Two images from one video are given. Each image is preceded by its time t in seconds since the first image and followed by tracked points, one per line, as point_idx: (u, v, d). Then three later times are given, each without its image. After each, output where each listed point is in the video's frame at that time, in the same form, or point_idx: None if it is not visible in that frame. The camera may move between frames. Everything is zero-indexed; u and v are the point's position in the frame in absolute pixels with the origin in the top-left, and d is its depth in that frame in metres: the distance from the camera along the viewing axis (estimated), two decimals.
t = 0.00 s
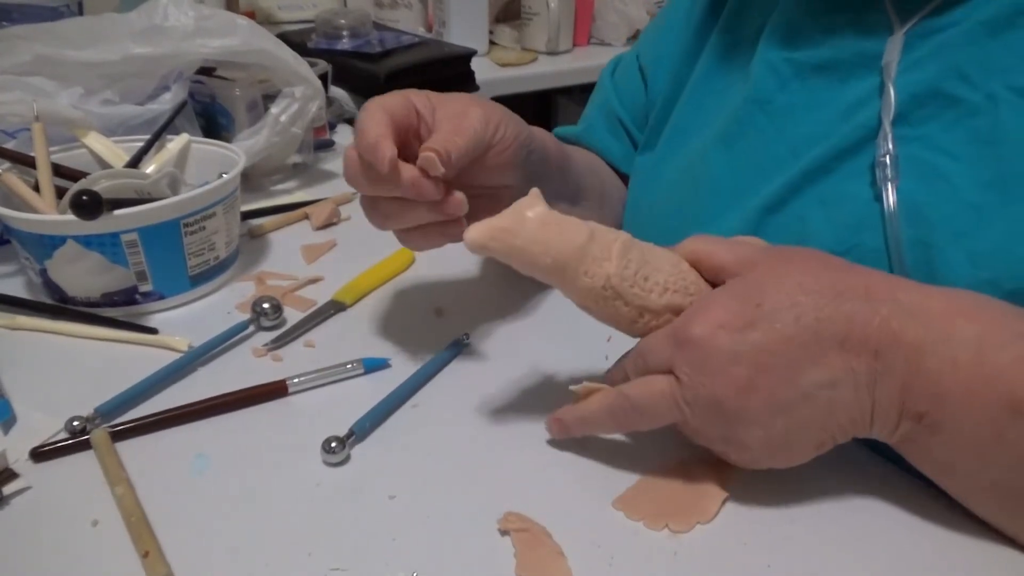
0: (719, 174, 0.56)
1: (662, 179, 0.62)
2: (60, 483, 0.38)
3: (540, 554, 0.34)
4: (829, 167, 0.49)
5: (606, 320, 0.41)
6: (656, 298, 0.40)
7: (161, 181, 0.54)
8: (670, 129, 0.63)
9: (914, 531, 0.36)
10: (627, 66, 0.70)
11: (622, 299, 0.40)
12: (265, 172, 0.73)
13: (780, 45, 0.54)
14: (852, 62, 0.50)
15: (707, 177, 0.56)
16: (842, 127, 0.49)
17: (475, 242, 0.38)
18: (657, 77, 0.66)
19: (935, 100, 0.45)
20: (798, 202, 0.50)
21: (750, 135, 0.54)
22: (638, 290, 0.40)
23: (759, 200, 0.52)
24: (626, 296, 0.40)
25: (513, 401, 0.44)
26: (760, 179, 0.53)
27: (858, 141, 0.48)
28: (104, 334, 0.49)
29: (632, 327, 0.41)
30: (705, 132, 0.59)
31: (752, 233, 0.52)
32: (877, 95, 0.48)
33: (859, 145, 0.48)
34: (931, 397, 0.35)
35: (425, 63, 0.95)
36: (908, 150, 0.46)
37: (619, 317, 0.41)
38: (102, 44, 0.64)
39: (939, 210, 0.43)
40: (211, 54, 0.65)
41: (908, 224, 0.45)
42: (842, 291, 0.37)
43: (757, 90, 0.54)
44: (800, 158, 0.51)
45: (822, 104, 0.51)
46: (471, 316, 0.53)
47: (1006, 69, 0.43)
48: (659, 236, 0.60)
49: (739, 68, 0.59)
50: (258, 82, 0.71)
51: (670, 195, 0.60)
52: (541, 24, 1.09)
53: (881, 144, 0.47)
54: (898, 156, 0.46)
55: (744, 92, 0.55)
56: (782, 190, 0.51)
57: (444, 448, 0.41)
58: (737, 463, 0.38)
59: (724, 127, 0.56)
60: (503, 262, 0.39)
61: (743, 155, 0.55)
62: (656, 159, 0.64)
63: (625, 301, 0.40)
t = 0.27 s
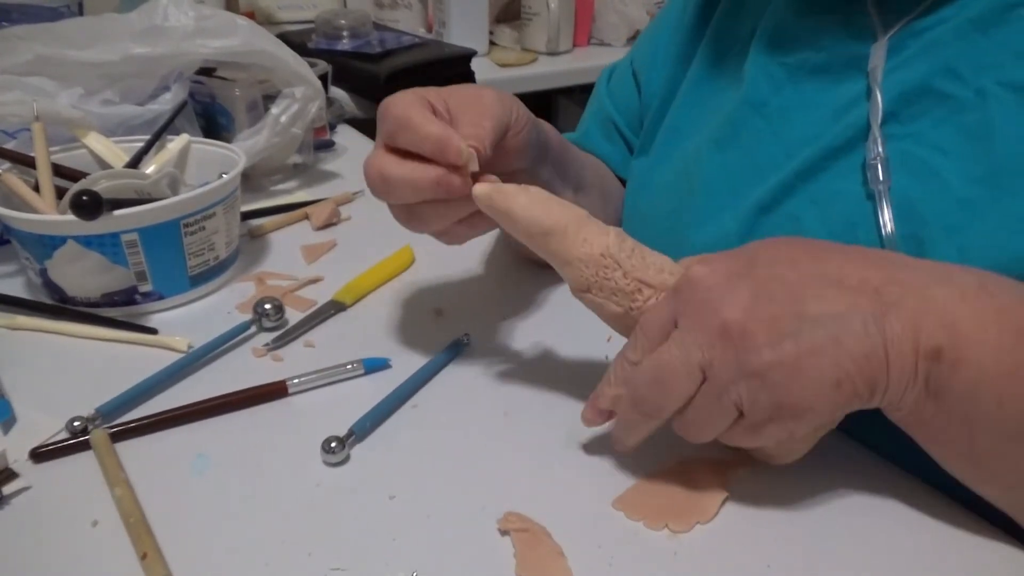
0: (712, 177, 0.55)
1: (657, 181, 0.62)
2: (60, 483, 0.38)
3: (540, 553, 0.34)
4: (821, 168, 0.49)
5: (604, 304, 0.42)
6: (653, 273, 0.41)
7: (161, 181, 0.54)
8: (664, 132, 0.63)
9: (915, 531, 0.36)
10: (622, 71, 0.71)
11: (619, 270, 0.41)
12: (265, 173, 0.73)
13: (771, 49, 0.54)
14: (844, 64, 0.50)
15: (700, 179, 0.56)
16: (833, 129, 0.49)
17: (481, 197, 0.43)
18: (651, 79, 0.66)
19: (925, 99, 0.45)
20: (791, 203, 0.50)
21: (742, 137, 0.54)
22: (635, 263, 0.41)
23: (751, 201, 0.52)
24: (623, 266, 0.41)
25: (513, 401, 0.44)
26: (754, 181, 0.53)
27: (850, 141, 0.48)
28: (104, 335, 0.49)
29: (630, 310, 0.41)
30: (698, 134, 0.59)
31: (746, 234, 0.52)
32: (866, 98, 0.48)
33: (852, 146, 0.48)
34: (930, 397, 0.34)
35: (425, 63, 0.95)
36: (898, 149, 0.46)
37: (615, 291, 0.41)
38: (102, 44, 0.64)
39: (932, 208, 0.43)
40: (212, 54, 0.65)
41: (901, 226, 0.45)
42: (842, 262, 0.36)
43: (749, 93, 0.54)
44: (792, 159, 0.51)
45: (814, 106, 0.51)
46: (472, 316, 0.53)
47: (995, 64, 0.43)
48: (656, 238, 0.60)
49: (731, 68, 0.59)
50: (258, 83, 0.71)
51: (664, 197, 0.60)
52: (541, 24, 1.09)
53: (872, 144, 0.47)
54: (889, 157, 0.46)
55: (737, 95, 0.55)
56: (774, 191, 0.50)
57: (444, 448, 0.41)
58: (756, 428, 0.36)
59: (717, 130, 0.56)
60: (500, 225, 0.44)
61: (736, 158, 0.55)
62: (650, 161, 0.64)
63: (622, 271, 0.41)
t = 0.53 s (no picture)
0: (709, 176, 0.55)
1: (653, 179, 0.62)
2: (60, 483, 0.38)
3: (540, 553, 0.34)
4: (817, 167, 0.49)
5: (598, 302, 0.42)
6: (645, 271, 0.41)
7: (161, 180, 0.54)
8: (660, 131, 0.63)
9: (914, 531, 0.36)
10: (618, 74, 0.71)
11: (611, 267, 0.41)
12: (265, 173, 0.73)
13: (766, 48, 0.55)
14: (839, 64, 0.50)
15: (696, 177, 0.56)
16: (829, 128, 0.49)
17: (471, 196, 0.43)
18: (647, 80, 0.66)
19: (920, 98, 0.46)
20: (787, 201, 0.50)
21: (738, 136, 0.54)
22: (626, 260, 0.41)
23: (747, 200, 0.52)
24: (613, 263, 0.41)
25: (514, 401, 0.44)
26: (749, 181, 0.53)
27: (845, 140, 0.48)
28: (104, 335, 0.49)
29: (623, 308, 0.41)
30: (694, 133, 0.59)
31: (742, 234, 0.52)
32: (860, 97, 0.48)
33: (847, 144, 0.48)
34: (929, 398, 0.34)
35: (425, 63, 0.95)
36: (893, 146, 0.46)
37: (608, 288, 0.41)
38: (102, 44, 0.64)
39: (927, 204, 0.43)
40: (211, 54, 0.65)
41: (896, 221, 0.44)
42: (841, 255, 0.36)
43: (744, 93, 0.54)
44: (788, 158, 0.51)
45: (809, 106, 0.51)
46: (472, 317, 0.53)
47: (989, 61, 0.43)
48: (652, 238, 0.60)
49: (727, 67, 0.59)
50: (258, 82, 0.71)
51: (660, 195, 0.60)
52: (541, 24, 1.09)
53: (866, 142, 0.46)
54: (884, 155, 0.46)
55: (732, 95, 0.55)
56: (769, 190, 0.50)
57: (444, 448, 0.40)
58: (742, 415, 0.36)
59: (712, 128, 0.56)
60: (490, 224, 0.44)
61: (731, 157, 0.55)
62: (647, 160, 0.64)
63: (614, 268, 0.41)
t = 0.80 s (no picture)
0: (706, 178, 0.55)
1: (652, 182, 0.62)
2: (60, 483, 0.38)
3: (540, 553, 0.34)
4: (815, 170, 0.49)
5: (596, 300, 0.42)
6: (644, 269, 0.41)
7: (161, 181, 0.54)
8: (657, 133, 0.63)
9: (914, 531, 0.36)
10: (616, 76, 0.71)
11: (610, 265, 0.41)
12: (264, 172, 0.73)
13: (763, 52, 0.55)
14: (836, 68, 0.50)
15: (693, 180, 0.56)
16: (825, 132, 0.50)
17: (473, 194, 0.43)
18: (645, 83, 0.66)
19: (916, 102, 0.46)
20: (785, 204, 0.50)
21: (736, 139, 0.55)
22: (625, 258, 0.41)
23: (745, 203, 0.52)
24: (613, 261, 0.41)
25: (514, 400, 0.44)
26: (747, 183, 0.53)
27: (842, 143, 0.48)
28: (104, 335, 0.49)
29: (620, 306, 0.41)
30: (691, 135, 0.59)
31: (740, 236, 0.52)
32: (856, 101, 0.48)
33: (845, 148, 0.48)
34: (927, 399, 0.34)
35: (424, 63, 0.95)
36: (889, 151, 0.46)
37: (607, 286, 0.41)
38: (102, 44, 0.64)
39: (922, 208, 0.43)
40: (211, 54, 0.65)
41: (893, 225, 0.45)
42: (840, 255, 0.36)
43: (741, 95, 0.54)
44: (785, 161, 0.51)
45: (806, 109, 0.52)
46: (472, 317, 0.53)
47: (985, 65, 0.43)
48: (651, 240, 0.60)
49: (724, 70, 0.59)
50: (257, 82, 0.71)
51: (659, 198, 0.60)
52: (541, 24, 1.09)
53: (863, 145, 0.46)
54: (880, 159, 0.46)
55: (729, 98, 0.55)
56: (767, 193, 0.50)
57: (443, 448, 0.41)
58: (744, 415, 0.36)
59: (709, 131, 0.56)
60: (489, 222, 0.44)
61: (728, 159, 0.55)
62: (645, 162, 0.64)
63: (614, 266, 0.41)
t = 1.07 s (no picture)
0: (704, 179, 0.55)
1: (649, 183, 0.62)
2: (60, 483, 0.38)
3: (540, 552, 0.34)
4: (812, 172, 0.49)
5: (598, 295, 0.42)
6: (646, 264, 0.41)
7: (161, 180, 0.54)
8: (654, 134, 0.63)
9: (914, 530, 0.36)
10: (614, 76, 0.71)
11: (612, 259, 0.41)
12: (264, 172, 0.73)
13: (762, 54, 0.55)
14: (834, 69, 0.50)
15: (690, 180, 0.56)
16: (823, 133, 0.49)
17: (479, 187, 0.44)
18: (643, 83, 0.66)
19: (913, 103, 0.45)
20: (782, 205, 0.50)
21: (734, 140, 0.55)
22: (628, 253, 0.41)
23: (743, 204, 0.52)
24: (615, 254, 0.41)
25: (514, 400, 0.44)
26: (745, 184, 0.53)
27: (840, 145, 0.48)
28: (104, 334, 0.49)
29: (622, 300, 0.41)
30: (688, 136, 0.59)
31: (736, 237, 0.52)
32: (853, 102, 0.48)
33: (842, 149, 0.48)
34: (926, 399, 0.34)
35: (424, 63, 0.95)
36: (887, 152, 0.46)
37: (608, 281, 0.41)
38: (102, 44, 0.64)
39: (920, 209, 0.43)
40: (211, 54, 0.65)
41: (890, 225, 0.45)
42: (840, 254, 0.36)
43: (739, 97, 0.54)
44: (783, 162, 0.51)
45: (803, 111, 0.52)
46: (472, 316, 0.53)
47: (982, 66, 0.43)
48: (648, 240, 0.60)
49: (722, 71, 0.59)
50: (257, 82, 0.71)
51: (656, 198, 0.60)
52: (541, 24, 1.09)
53: (859, 146, 0.46)
54: (876, 160, 0.46)
55: (726, 100, 0.55)
56: (765, 194, 0.50)
57: (443, 448, 0.40)
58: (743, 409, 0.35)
59: (706, 132, 0.56)
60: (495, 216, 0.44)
61: (726, 160, 0.55)
62: (642, 163, 0.64)
63: (615, 260, 0.41)
